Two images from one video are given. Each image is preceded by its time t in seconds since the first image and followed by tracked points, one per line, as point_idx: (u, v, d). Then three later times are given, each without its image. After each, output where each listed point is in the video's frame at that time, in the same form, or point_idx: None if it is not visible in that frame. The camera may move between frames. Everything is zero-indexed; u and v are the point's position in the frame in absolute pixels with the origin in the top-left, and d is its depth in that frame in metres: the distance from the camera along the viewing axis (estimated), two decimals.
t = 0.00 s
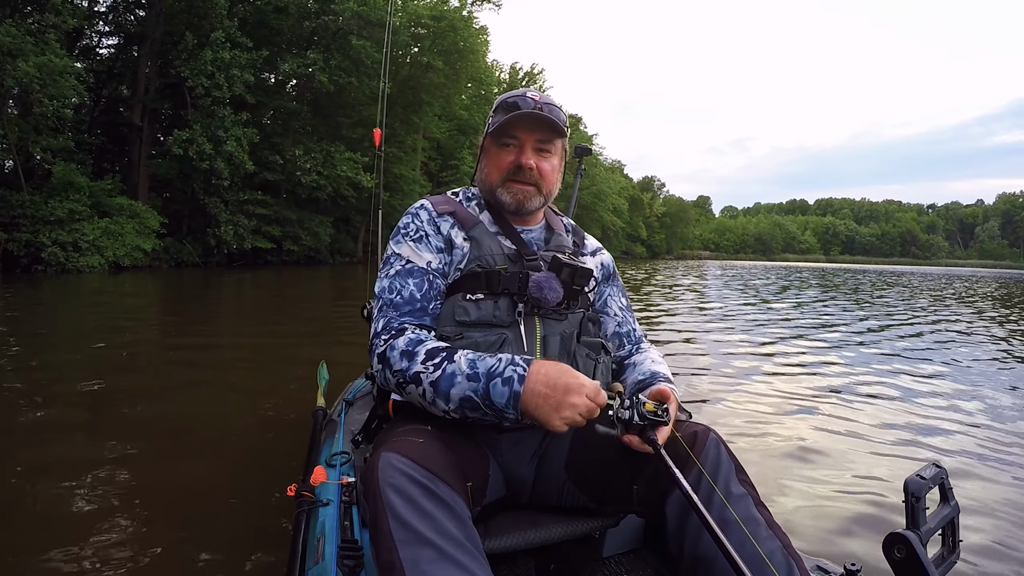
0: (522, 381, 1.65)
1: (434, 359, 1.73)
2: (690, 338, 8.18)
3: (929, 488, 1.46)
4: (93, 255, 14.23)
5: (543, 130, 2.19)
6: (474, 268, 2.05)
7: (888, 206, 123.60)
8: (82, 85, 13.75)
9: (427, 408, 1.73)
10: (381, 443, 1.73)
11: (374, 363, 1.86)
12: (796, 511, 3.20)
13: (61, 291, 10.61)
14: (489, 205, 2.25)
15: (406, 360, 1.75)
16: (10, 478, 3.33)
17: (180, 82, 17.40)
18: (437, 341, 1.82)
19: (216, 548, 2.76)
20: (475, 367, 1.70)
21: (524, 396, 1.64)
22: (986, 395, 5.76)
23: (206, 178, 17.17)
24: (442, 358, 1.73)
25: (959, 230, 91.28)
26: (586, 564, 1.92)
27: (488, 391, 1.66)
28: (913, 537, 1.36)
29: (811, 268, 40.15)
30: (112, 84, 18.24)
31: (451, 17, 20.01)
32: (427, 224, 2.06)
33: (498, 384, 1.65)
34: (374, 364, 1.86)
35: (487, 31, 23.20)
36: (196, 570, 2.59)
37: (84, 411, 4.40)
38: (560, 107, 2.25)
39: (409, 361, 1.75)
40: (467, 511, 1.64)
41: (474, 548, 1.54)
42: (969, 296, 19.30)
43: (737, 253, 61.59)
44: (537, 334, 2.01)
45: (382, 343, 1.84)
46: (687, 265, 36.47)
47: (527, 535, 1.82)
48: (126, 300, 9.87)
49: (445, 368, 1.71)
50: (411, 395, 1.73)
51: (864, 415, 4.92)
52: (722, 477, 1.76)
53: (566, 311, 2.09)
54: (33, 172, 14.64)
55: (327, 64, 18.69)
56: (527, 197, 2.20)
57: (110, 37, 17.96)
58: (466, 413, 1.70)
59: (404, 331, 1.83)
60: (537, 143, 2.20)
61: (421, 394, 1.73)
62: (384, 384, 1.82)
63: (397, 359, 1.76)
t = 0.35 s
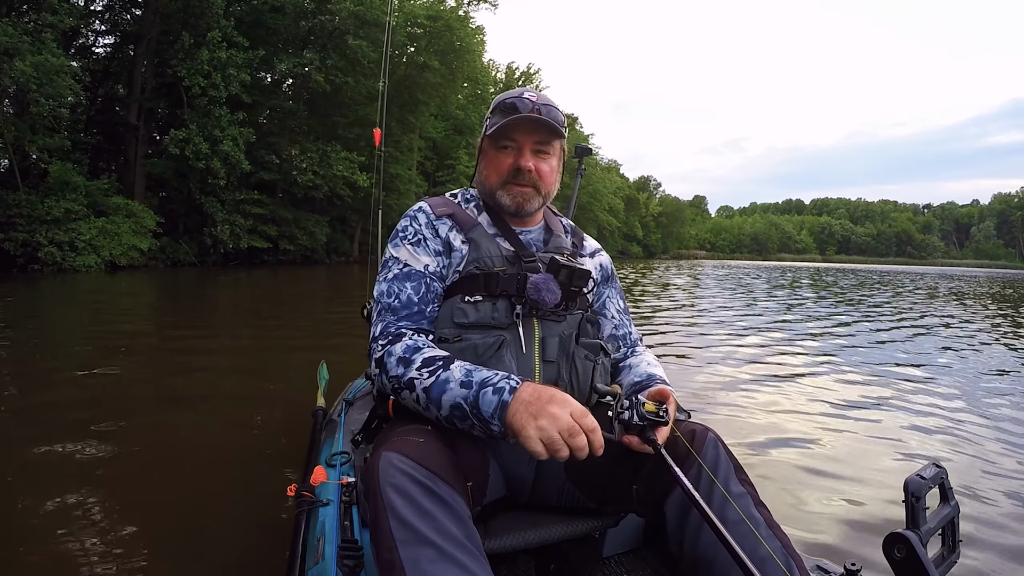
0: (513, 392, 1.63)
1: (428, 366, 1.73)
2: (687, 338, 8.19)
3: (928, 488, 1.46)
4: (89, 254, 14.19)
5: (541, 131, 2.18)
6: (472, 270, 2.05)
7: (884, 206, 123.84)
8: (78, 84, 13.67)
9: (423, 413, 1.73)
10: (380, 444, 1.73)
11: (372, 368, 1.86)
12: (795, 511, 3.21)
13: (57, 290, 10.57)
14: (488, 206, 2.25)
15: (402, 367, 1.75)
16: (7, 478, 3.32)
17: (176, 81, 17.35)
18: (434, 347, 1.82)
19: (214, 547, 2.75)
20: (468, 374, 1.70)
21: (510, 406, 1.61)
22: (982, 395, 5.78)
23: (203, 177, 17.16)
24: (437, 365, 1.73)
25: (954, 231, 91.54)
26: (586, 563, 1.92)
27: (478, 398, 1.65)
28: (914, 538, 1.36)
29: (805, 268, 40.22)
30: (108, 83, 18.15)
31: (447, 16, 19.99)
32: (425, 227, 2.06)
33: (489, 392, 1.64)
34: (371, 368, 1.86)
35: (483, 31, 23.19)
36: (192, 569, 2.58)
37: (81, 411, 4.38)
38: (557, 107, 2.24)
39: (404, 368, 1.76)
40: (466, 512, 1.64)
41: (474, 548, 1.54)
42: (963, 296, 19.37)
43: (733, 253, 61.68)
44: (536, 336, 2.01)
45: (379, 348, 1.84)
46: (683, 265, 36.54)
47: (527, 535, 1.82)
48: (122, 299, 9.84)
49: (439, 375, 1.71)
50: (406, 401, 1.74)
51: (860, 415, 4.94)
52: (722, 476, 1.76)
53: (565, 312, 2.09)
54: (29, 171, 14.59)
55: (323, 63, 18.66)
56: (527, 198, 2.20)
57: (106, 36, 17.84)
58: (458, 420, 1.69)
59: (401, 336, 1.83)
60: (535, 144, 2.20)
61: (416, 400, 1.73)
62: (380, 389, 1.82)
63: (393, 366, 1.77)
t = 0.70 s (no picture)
0: (520, 384, 1.65)
1: (431, 361, 1.73)
2: (684, 340, 8.19)
3: (928, 488, 1.46)
4: (86, 253, 14.15)
5: (541, 129, 2.18)
6: (472, 270, 2.05)
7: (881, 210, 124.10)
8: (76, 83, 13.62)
9: (425, 409, 1.73)
10: (381, 442, 1.72)
11: (372, 366, 1.86)
12: (792, 514, 3.21)
13: (53, 288, 10.53)
14: (488, 207, 2.25)
15: (404, 363, 1.74)
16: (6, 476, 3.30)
17: (175, 80, 17.31)
18: (435, 344, 1.81)
19: (205, 548, 2.73)
20: (472, 368, 1.70)
21: (521, 397, 1.63)
22: (979, 398, 5.78)
23: (200, 177, 17.16)
24: (440, 360, 1.73)
25: (949, 235, 91.80)
26: (586, 564, 1.92)
27: (484, 392, 1.65)
28: (914, 538, 1.36)
29: (800, 271, 40.33)
30: (107, 82, 18.05)
31: (446, 18, 19.98)
32: (424, 227, 2.06)
33: (494, 386, 1.65)
34: (371, 366, 1.86)
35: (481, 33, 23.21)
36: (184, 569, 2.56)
37: (78, 409, 4.36)
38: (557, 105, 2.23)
39: (406, 364, 1.75)
40: (467, 512, 1.63)
41: (475, 547, 1.54)
42: (956, 300, 19.44)
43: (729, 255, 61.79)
44: (535, 336, 2.00)
45: (379, 346, 1.83)
46: (679, 268, 36.61)
47: (527, 536, 1.82)
48: (117, 297, 9.80)
49: (442, 369, 1.71)
50: (408, 397, 1.73)
51: (858, 418, 4.94)
52: (722, 477, 1.76)
53: (564, 312, 2.09)
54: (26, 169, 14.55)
55: (322, 64, 18.64)
56: (530, 198, 2.20)
57: (106, 35, 17.65)
58: (463, 414, 1.69)
59: (402, 334, 1.82)
60: (536, 142, 2.20)
61: (418, 396, 1.72)
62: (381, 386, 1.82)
63: (394, 362, 1.76)
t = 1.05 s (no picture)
0: (519, 387, 1.63)
1: (431, 362, 1.72)
2: (680, 341, 8.20)
3: (928, 488, 1.46)
4: (84, 251, 14.13)
5: (541, 131, 2.18)
6: (472, 270, 2.05)
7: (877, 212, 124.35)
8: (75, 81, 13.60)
9: (425, 410, 1.72)
10: (381, 443, 1.72)
11: (373, 366, 1.85)
12: (789, 514, 3.21)
13: (51, 286, 10.52)
14: (487, 207, 2.25)
15: (404, 363, 1.74)
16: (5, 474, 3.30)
17: (173, 79, 17.29)
18: (435, 345, 1.81)
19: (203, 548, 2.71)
20: (473, 369, 1.69)
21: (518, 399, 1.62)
22: (975, 400, 5.80)
23: (198, 176, 17.18)
24: (440, 361, 1.72)
25: (946, 238, 91.99)
26: (586, 564, 1.93)
27: (485, 393, 1.65)
28: (913, 538, 1.37)
29: (796, 273, 40.42)
30: (105, 80, 17.98)
31: (443, 18, 19.97)
32: (425, 227, 2.06)
33: (495, 386, 1.65)
34: (372, 366, 1.85)
35: (479, 34, 23.21)
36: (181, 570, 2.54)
37: (76, 408, 4.35)
38: (558, 108, 2.23)
39: (406, 364, 1.75)
40: (467, 512, 1.63)
41: (473, 549, 1.53)
42: (952, 302, 19.46)
43: (726, 257, 61.88)
44: (535, 336, 2.00)
45: (380, 345, 1.83)
46: (675, 269, 36.65)
47: (526, 536, 1.82)
48: (115, 296, 9.80)
49: (443, 371, 1.70)
50: (408, 397, 1.73)
51: (854, 419, 4.96)
52: (722, 477, 1.76)
53: (564, 312, 2.09)
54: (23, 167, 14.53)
55: (320, 64, 18.62)
56: (526, 201, 2.20)
57: (103, 33, 17.57)
58: (463, 416, 1.69)
59: (402, 334, 1.82)
60: (535, 145, 2.20)
61: (418, 397, 1.72)
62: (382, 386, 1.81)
63: (395, 362, 1.76)
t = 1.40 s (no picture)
0: (521, 383, 1.64)
1: (433, 359, 1.72)
2: (677, 340, 8.21)
3: (928, 488, 1.47)
4: (81, 252, 14.11)
5: (540, 129, 2.19)
6: (472, 270, 2.05)
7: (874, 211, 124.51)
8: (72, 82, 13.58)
9: (426, 408, 1.72)
10: (381, 442, 1.72)
11: (373, 365, 1.85)
12: (788, 513, 3.22)
13: (47, 287, 10.50)
14: (486, 206, 2.25)
15: (406, 361, 1.74)
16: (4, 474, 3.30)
17: (169, 79, 17.27)
18: (436, 344, 1.81)
19: (201, 548, 2.71)
20: (475, 367, 1.69)
21: (524, 395, 1.63)
22: (972, 399, 5.80)
23: (194, 176, 17.17)
24: (442, 359, 1.72)
25: (941, 237, 92.21)
26: (586, 564, 1.93)
27: (487, 390, 1.65)
28: (914, 539, 1.37)
29: (791, 272, 40.50)
30: (100, 81, 17.95)
31: (439, 18, 19.98)
32: (424, 227, 2.06)
33: (497, 384, 1.65)
34: (372, 365, 1.85)
35: (475, 34, 23.21)
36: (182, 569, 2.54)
37: (71, 409, 4.34)
38: (559, 106, 2.23)
39: (408, 361, 1.74)
40: (467, 511, 1.64)
41: (474, 548, 1.54)
42: (946, 301, 19.51)
43: (722, 256, 61.95)
44: (535, 336, 2.01)
45: (380, 344, 1.83)
46: (671, 268, 36.70)
47: (526, 536, 1.82)
48: (112, 297, 9.78)
49: (444, 367, 1.70)
50: (409, 395, 1.73)
51: (851, 418, 4.97)
52: (723, 477, 1.76)
53: (563, 313, 2.09)
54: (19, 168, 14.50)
55: (316, 64, 18.62)
56: (526, 199, 2.20)
57: (99, 33, 17.55)
58: (464, 414, 1.69)
59: (403, 333, 1.82)
60: (534, 143, 2.20)
61: (419, 394, 1.72)
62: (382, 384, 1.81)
63: (396, 360, 1.76)
